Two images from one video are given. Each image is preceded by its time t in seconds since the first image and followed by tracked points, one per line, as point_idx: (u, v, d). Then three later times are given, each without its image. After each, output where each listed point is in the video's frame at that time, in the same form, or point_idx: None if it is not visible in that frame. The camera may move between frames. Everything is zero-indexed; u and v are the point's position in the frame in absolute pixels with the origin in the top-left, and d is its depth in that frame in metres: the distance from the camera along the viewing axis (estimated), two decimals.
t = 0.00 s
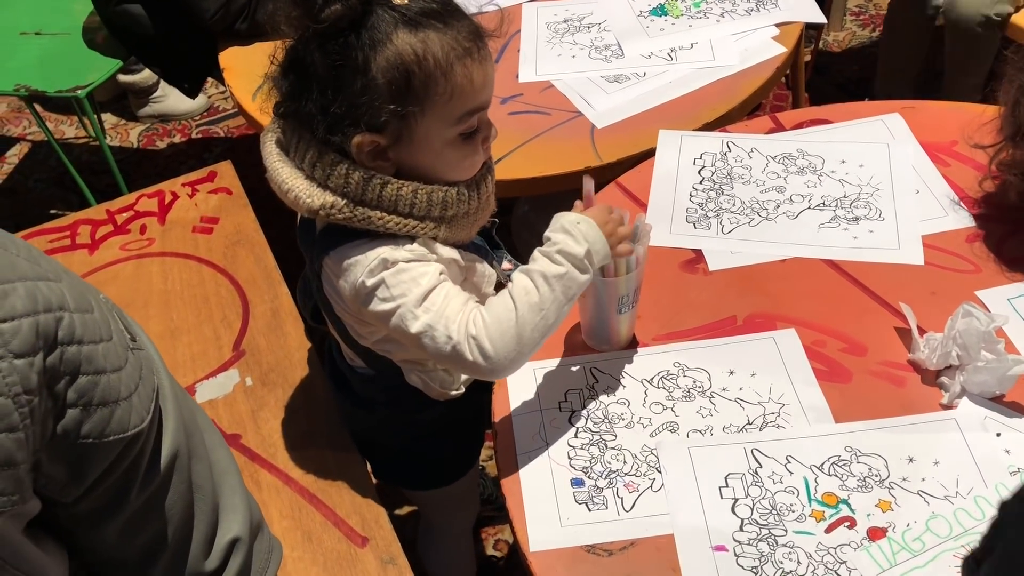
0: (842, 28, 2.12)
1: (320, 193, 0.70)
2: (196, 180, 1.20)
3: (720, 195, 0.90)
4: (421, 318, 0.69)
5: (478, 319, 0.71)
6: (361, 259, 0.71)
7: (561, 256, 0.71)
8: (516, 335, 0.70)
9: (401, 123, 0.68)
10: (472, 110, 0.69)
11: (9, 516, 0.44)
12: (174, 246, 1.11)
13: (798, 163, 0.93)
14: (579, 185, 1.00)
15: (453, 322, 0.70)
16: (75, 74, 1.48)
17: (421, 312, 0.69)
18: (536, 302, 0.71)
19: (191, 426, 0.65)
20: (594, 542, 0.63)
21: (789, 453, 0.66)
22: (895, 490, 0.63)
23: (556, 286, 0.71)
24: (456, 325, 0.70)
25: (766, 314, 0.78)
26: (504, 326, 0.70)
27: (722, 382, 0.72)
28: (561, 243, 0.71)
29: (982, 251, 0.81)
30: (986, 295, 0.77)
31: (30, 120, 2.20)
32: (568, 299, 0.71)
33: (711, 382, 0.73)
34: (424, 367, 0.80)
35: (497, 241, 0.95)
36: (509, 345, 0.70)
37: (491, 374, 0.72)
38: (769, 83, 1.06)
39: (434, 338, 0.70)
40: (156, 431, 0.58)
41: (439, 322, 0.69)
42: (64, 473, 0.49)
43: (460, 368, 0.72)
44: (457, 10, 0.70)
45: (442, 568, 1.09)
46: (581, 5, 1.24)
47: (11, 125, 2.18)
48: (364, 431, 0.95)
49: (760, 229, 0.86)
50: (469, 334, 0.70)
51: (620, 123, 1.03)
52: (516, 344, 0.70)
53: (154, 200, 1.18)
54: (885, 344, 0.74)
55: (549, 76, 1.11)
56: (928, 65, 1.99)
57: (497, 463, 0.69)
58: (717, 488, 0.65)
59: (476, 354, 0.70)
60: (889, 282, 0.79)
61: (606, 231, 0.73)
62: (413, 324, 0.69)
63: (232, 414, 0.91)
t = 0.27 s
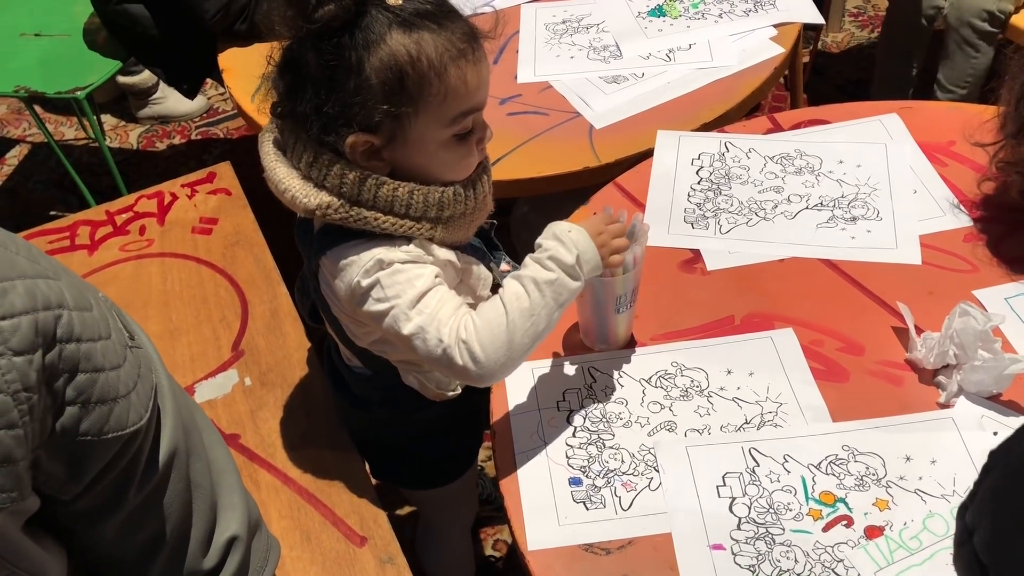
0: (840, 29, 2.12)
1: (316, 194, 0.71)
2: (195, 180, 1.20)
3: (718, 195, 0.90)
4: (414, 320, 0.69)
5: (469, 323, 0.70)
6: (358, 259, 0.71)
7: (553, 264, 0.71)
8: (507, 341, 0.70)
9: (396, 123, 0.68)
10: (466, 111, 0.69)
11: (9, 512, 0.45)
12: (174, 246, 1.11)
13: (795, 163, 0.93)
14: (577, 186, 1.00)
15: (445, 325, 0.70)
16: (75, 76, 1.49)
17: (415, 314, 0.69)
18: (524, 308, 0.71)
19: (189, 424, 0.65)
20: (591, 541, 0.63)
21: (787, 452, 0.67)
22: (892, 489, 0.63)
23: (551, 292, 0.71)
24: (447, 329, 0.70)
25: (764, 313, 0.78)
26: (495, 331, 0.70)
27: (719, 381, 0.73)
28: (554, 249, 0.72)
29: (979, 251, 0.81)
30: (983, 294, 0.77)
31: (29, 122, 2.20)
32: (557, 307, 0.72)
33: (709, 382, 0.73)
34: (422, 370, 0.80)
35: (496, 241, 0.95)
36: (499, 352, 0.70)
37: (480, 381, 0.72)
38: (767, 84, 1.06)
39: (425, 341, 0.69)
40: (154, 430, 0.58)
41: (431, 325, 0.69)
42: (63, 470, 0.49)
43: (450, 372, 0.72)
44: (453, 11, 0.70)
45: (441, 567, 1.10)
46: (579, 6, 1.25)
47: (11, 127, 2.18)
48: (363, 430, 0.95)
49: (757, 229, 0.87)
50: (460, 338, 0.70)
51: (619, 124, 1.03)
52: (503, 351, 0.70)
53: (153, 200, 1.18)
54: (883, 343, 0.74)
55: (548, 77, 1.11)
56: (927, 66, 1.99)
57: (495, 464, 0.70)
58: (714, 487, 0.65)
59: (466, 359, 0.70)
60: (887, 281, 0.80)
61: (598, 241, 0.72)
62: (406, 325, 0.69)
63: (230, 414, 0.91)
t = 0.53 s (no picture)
0: (837, 31, 2.13)
1: (312, 194, 0.71)
2: (193, 183, 1.20)
3: (714, 197, 0.91)
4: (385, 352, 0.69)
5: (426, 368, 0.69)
6: (351, 268, 0.70)
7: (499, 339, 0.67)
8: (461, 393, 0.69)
9: (387, 125, 0.68)
10: (456, 117, 0.69)
11: (6, 512, 0.45)
12: (171, 249, 1.11)
13: (792, 165, 0.94)
14: (574, 188, 1.00)
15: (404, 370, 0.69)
16: (73, 79, 1.49)
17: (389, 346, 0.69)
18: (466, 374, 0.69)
19: (186, 426, 0.65)
20: (588, 542, 0.63)
21: (783, 453, 0.67)
22: (888, 489, 0.63)
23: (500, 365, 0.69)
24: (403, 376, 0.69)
25: (760, 314, 0.78)
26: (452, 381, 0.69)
27: (716, 383, 0.73)
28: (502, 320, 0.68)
29: (975, 252, 0.82)
30: (979, 295, 0.77)
31: (28, 125, 2.21)
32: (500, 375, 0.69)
33: (705, 383, 0.73)
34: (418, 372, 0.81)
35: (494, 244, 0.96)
36: (443, 404, 0.70)
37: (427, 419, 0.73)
38: (763, 86, 1.07)
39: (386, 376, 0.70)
40: (151, 431, 0.58)
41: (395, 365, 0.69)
42: (59, 471, 0.49)
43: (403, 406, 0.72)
44: (448, 18, 0.70)
45: (439, 569, 1.10)
46: (576, 9, 1.25)
47: (9, 131, 2.18)
48: (360, 432, 0.95)
49: (754, 230, 0.87)
50: (408, 391, 0.69)
51: (615, 126, 1.03)
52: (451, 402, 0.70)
53: (151, 204, 1.19)
54: (879, 345, 0.75)
55: (544, 80, 1.11)
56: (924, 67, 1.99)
57: (492, 466, 0.70)
58: (710, 488, 0.65)
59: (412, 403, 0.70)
60: (883, 283, 0.80)
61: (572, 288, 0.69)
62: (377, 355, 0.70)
63: (228, 417, 0.92)
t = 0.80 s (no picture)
0: (834, 31, 2.13)
1: (306, 204, 0.73)
2: (191, 185, 1.20)
3: (712, 197, 0.91)
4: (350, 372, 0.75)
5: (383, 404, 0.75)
6: (339, 278, 0.72)
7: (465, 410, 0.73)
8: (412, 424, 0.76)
9: (365, 133, 0.68)
10: (434, 114, 0.69)
11: (4, 512, 0.45)
12: (169, 251, 1.11)
13: (789, 165, 0.94)
14: (572, 188, 1.00)
15: (358, 395, 0.75)
16: (71, 81, 1.49)
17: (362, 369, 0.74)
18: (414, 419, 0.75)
19: (184, 426, 0.65)
20: (586, 541, 0.63)
21: (781, 452, 0.67)
22: (885, 488, 0.64)
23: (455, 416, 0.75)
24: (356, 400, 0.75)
25: (758, 314, 0.78)
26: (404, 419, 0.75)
27: (713, 382, 0.73)
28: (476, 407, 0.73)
29: (971, 251, 0.82)
30: (975, 294, 0.77)
31: (25, 127, 2.20)
32: (460, 439, 0.76)
33: (703, 383, 0.73)
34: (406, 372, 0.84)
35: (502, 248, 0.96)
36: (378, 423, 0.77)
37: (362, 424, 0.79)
38: (760, 86, 1.07)
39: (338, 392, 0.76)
40: (149, 431, 0.58)
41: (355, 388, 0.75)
42: (57, 471, 0.49)
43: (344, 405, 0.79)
44: (416, 11, 0.68)
45: (438, 569, 1.10)
46: (573, 10, 1.25)
47: (6, 132, 2.18)
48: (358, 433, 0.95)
49: (751, 230, 0.87)
50: (352, 400, 0.75)
51: (613, 127, 1.03)
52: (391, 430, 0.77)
53: (149, 205, 1.19)
54: (876, 344, 0.75)
55: (542, 80, 1.11)
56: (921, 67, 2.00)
57: (490, 465, 0.70)
58: (708, 487, 0.65)
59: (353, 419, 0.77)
60: (880, 282, 0.80)
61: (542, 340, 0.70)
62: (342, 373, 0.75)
63: (226, 417, 0.92)
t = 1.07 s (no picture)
0: (833, 29, 2.13)
1: (282, 200, 0.76)
2: (188, 183, 1.20)
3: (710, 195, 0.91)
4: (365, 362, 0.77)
5: (406, 369, 0.76)
6: (313, 287, 0.76)
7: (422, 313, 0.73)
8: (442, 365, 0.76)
9: (341, 131, 0.70)
10: (410, 118, 0.70)
11: None
12: (166, 249, 1.11)
13: (787, 162, 0.94)
14: (570, 186, 1.00)
15: (387, 375, 0.77)
16: (68, 79, 1.48)
17: (374, 353, 0.76)
18: (431, 366, 0.75)
19: (181, 424, 0.65)
20: (585, 540, 0.63)
21: (780, 450, 0.67)
22: (885, 486, 0.63)
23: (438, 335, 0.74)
24: (392, 378, 0.77)
25: (756, 312, 0.78)
26: (430, 367, 0.76)
27: (712, 380, 0.73)
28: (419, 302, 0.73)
29: (971, 248, 0.82)
30: (974, 291, 0.77)
31: (22, 126, 2.20)
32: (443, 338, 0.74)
33: (702, 380, 0.73)
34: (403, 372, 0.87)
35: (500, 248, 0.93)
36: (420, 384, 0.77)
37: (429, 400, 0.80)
38: (759, 83, 1.07)
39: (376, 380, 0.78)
40: (144, 427, 0.57)
41: (378, 369, 0.77)
42: (52, 466, 0.49)
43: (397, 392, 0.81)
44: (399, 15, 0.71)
45: (436, 568, 1.10)
46: (572, 7, 1.25)
47: (3, 131, 2.17)
48: (356, 431, 0.95)
49: (750, 228, 0.87)
50: (389, 382, 0.77)
51: (611, 124, 1.03)
52: (437, 378, 0.77)
53: (146, 203, 1.18)
54: (875, 341, 0.74)
55: (540, 78, 1.11)
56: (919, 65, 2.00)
57: (488, 463, 0.69)
58: (707, 485, 0.65)
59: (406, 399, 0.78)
60: (879, 280, 0.80)
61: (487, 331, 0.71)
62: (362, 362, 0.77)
63: (223, 416, 0.91)
